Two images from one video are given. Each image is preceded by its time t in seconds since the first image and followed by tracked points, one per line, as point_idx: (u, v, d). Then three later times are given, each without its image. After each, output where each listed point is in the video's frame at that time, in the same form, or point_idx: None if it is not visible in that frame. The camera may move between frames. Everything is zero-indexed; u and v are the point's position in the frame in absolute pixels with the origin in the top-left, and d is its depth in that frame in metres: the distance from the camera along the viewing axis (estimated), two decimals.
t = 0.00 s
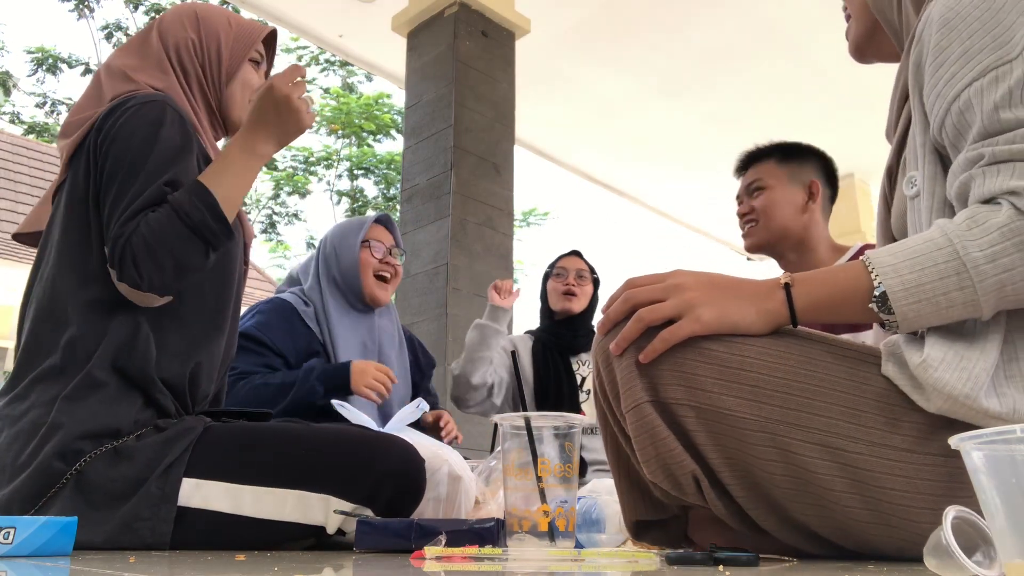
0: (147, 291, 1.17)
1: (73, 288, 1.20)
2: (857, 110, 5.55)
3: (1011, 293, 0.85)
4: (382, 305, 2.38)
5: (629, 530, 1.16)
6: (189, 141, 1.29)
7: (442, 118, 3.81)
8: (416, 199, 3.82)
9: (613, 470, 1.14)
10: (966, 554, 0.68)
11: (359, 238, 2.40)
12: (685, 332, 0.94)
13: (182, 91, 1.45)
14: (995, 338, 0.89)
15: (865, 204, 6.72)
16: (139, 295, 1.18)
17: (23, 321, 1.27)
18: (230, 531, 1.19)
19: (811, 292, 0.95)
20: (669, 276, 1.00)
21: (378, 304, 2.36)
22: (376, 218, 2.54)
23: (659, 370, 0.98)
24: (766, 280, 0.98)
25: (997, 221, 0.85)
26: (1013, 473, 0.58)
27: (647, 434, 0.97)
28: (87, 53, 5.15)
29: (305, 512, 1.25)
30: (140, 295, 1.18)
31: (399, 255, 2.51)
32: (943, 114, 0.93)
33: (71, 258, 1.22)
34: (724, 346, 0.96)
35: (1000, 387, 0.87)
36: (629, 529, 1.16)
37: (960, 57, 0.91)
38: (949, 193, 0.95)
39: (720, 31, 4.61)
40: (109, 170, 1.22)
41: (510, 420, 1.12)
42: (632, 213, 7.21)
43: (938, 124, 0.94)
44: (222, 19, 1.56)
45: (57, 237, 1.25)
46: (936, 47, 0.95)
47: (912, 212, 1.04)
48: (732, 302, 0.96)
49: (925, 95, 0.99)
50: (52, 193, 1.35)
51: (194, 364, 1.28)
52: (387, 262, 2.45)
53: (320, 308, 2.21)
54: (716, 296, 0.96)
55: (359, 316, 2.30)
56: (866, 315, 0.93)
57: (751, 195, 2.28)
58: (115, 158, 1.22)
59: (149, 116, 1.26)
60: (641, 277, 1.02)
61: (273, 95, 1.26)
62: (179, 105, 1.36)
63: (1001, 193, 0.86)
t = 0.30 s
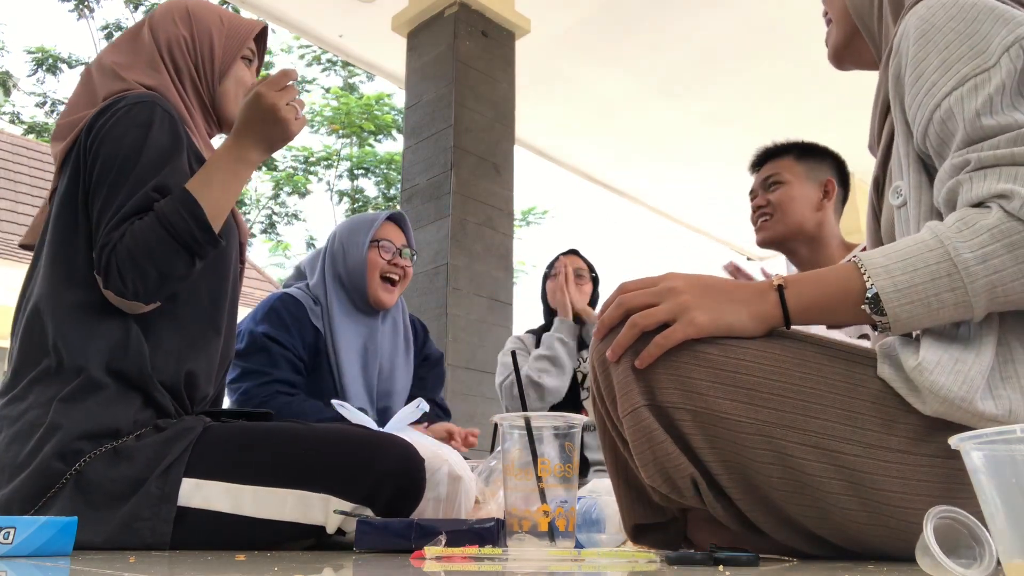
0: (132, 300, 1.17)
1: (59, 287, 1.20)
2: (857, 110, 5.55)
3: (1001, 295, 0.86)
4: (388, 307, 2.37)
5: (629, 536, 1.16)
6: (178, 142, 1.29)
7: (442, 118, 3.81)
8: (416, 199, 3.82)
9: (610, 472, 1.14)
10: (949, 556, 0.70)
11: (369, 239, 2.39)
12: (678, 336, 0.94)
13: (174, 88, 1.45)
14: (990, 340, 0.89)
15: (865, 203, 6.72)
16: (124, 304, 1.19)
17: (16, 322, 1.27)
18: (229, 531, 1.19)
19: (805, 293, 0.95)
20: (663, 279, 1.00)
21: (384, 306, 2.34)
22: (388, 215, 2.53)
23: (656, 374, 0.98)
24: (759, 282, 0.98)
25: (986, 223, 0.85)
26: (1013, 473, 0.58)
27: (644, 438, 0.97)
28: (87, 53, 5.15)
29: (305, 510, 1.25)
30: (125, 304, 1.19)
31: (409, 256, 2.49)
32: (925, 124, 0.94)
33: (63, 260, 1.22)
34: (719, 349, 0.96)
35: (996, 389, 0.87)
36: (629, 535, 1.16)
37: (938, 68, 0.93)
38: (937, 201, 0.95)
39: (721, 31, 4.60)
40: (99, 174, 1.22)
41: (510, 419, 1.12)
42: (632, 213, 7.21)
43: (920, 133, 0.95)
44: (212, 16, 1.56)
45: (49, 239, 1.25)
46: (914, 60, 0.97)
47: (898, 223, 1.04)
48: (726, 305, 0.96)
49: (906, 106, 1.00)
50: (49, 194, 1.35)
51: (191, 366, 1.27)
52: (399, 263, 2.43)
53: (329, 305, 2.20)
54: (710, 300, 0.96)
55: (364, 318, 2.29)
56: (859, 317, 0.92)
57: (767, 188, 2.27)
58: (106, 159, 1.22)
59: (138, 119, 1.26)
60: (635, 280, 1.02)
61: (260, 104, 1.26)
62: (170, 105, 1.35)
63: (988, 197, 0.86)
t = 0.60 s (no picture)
0: (118, 300, 1.17)
1: (48, 288, 1.19)
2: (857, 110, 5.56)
3: (999, 296, 0.86)
4: (393, 312, 2.36)
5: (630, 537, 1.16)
6: (168, 139, 1.28)
7: (442, 118, 3.81)
8: (416, 199, 3.82)
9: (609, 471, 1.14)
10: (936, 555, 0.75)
11: (376, 242, 2.39)
12: (675, 338, 0.95)
13: (161, 83, 1.45)
14: (988, 340, 0.89)
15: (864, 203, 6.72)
16: (111, 303, 1.18)
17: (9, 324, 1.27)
18: (228, 530, 1.19)
19: (802, 294, 0.95)
20: (658, 282, 1.01)
21: (389, 311, 2.33)
22: (397, 216, 2.52)
23: (654, 375, 0.98)
24: (755, 283, 0.98)
25: (983, 224, 0.85)
26: (1013, 473, 0.58)
27: (642, 438, 0.97)
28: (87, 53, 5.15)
29: (304, 501, 1.24)
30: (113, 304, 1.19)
31: (417, 260, 2.49)
32: (918, 127, 0.94)
33: (52, 260, 1.21)
34: (717, 349, 0.96)
35: (995, 389, 0.87)
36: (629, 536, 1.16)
37: (931, 72, 0.93)
38: (931, 204, 0.95)
39: (721, 31, 4.60)
40: (88, 174, 1.22)
41: (510, 420, 1.11)
42: (632, 213, 7.21)
43: (913, 136, 0.95)
44: (197, 10, 1.55)
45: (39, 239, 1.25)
46: (905, 65, 0.97)
47: (891, 226, 1.04)
48: (724, 306, 0.96)
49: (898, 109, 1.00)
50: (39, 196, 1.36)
51: (185, 366, 1.27)
52: (405, 266, 2.42)
53: (335, 310, 2.20)
54: (707, 301, 0.96)
55: (368, 323, 2.28)
56: (856, 317, 0.92)
57: (773, 178, 2.26)
58: (94, 160, 1.22)
59: (125, 117, 1.26)
60: (631, 282, 1.02)
61: (240, 97, 1.23)
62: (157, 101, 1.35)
63: (984, 199, 0.86)
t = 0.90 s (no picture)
0: (113, 303, 1.17)
1: (45, 291, 1.19)
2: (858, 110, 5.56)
3: (997, 296, 0.86)
4: (395, 312, 2.36)
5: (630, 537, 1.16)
6: (164, 140, 1.28)
7: (442, 118, 3.80)
8: (416, 199, 3.82)
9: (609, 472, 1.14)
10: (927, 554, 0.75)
11: (375, 242, 2.38)
12: (674, 339, 0.95)
13: (159, 82, 1.45)
14: (986, 341, 0.89)
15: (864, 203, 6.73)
16: (106, 306, 1.18)
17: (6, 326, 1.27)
18: (228, 529, 1.19)
19: (801, 294, 0.95)
20: (657, 282, 1.01)
21: (391, 311, 2.33)
22: (396, 216, 2.51)
23: (654, 376, 0.98)
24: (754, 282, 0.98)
25: (982, 224, 0.86)
26: (1012, 472, 0.58)
27: (642, 440, 0.97)
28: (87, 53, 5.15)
29: (304, 503, 1.24)
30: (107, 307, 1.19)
31: (417, 260, 2.48)
32: (916, 127, 0.94)
33: (48, 263, 1.21)
34: (716, 350, 0.96)
35: (994, 389, 0.87)
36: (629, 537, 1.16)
37: (929, 72, 0.93)
38: (929, 204, 0.95)
39: (721, 31, 4.61)
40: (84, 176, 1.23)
41: (510, 420, 1.12)
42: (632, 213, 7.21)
43: (911, 136, 0.95)
44: (193, 9, 1.55)
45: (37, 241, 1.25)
46: (904, 66, 0.97)
47: (887, 226, 1.04)
48: (723, 307, 0.96)
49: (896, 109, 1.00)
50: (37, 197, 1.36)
51: (183, 366, 1.27)
52: (405, 266, 2.42)
53: (337, 311, 2.20)
54: (706, 301, 0.96)
55: (369, 323, 2.28)
56: (855, 317, 0.92)
57: (752, 186, 2.24)
58: (91, 162, 1.22)
59: (121, 118, 1.26)
60: (630, 283, 1.03)
61: (231, 102, 1.22)
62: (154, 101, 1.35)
63: (983, 200, 0.86)
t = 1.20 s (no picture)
0: (112, 305, 1.17)
1: (45, 293, 1.19)
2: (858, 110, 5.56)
3: (1001, 297, 0.86)
4: (378, 306, 2.36)
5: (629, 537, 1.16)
6: (165, 141, 1.29)
7: (442, 118, 3.80)
8: (416, 199, 3.82)
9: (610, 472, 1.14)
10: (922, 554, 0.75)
11: (354, 238, 2.38)
12: (675, 339, 0.94)
13: (161, 83, 1.45)
14: (988, 341, 0.89)
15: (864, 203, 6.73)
16: (106, 308, 1.18)
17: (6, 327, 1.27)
18: (228, 529, 1.19)
19: (803, 294, 0.95)
20: (660, 282, 1.00)
21: (373, 305, 2.33)
22: (375, 212, 2.52)
23: (655, 376, 0.98)
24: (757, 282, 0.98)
25: (985, 225, 0.86)
26: (1012, 472, 0.58)
27: (643, 440, 0.97)
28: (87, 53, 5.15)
29: (304, 504, 1.24)
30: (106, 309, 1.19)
31: (397, 254, 2.48)
32: (920, 127, 0.94)
33: (48, 264, 1.21)
34: (718, 349, 0.96)
35: (996, 390, 0.87)
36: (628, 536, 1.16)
37: (934, 71, 0.93)
38: (932, 204, 0.95)
39: (722, 31, 4.61)
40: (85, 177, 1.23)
41: (510, 420, 1.12)
42: (632, 213, 7.21)
43: (914, 136, 0.95)
44: (196, 9, 1.55)
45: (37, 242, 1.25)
46: (907, 65, 0.97)
47: (891, 228, 1.04)
48: (725, 306, 0.96)
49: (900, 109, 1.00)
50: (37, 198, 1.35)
51: (184, 367, 1.27)
52: (386, 261, 2.42)
53: (315, 306, 2.20)
54: (708, 300, 0.96)
55: (352, 318, 2.28)
56: (858, 318, 0.92)
57: (739, 188, 2.21)
58: (91, 163, 1.23)
59: (122, 118, 1.26)
60: (631, 283, 1.02)
61: (233, 102, 1.23)
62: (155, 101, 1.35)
63: (986, 200, 0.86)
